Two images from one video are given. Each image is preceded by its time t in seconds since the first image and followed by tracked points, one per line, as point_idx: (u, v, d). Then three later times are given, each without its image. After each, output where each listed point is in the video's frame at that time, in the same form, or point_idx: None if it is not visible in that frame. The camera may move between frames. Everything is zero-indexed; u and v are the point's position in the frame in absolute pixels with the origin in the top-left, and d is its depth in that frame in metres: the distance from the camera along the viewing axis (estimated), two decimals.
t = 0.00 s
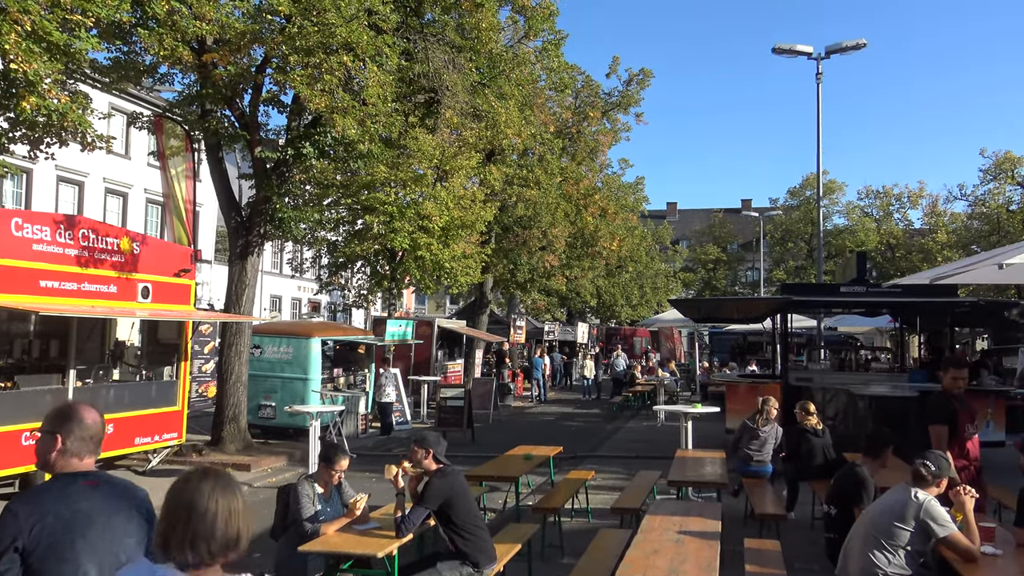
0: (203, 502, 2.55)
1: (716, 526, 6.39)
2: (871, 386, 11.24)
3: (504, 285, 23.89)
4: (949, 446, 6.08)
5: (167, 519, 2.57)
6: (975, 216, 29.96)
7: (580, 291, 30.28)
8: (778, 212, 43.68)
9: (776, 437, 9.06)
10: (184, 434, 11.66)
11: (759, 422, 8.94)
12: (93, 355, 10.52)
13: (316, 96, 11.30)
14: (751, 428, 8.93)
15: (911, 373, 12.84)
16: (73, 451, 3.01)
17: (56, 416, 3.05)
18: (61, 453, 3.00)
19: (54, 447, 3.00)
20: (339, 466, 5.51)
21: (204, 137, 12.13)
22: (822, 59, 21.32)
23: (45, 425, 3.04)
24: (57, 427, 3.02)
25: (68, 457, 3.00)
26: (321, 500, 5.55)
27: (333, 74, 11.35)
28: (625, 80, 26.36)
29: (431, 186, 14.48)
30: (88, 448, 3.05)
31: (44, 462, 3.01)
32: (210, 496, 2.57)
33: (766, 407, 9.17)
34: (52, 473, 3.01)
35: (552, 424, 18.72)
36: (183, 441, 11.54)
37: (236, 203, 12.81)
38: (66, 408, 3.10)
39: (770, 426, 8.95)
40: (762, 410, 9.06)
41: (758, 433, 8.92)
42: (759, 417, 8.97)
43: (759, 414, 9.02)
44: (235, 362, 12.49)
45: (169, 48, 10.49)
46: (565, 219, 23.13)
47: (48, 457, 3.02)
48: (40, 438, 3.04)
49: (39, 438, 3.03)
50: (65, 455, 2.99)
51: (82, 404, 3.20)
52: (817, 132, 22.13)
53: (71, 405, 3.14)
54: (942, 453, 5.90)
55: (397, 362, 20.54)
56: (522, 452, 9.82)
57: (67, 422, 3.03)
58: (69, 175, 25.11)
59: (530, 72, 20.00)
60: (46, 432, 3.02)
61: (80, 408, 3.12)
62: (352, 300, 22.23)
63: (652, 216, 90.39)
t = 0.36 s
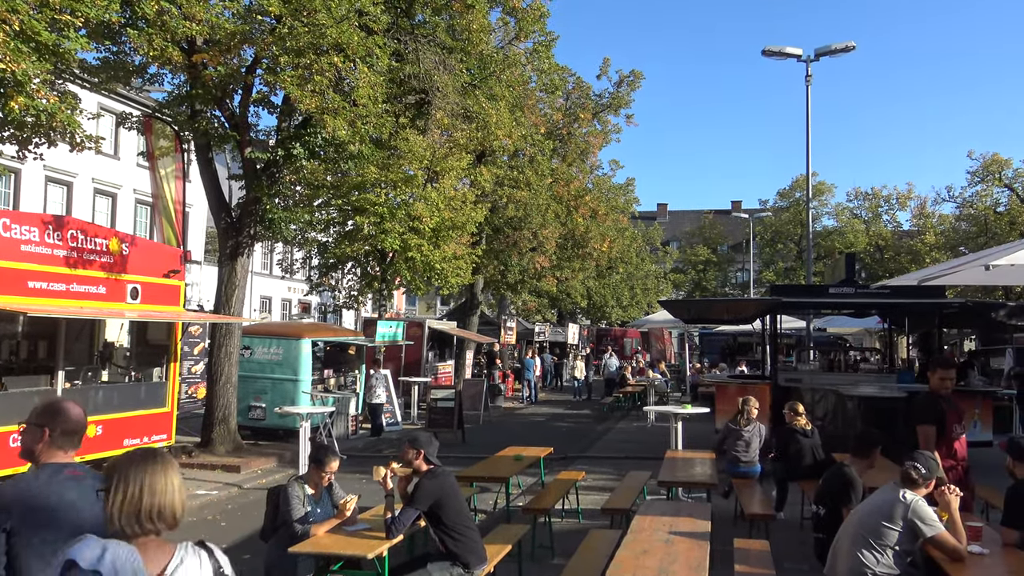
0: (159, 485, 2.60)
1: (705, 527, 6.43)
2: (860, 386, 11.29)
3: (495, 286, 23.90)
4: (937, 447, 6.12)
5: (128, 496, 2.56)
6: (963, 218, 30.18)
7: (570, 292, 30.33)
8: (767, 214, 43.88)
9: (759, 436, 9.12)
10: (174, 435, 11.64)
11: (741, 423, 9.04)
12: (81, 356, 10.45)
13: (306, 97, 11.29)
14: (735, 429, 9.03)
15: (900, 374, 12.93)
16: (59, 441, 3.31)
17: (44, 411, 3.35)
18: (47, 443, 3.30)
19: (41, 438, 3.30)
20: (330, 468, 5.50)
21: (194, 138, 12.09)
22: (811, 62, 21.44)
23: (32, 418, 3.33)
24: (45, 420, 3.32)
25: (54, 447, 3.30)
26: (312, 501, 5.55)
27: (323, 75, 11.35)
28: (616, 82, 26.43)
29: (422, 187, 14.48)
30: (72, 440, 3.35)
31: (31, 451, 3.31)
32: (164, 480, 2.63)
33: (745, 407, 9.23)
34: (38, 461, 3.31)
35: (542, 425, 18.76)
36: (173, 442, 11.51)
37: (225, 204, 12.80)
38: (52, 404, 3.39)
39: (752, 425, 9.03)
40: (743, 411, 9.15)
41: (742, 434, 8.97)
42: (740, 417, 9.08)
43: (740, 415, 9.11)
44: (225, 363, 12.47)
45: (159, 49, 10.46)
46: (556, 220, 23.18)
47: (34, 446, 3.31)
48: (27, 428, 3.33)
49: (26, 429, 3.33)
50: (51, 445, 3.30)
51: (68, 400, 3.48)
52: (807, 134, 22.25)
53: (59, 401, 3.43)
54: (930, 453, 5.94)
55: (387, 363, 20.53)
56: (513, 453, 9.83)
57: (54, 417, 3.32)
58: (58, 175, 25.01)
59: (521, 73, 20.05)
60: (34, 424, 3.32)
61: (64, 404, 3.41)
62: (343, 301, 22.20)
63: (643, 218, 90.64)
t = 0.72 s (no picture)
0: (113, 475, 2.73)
1: (699, 527, 6.45)
2: (853, 387, 11.32)
3: (489, 288, 23.92)
4: (930, 447, 6.15)
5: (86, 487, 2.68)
6: (956, 218, 30.31)
7: (565, 294, 30.38)
8: (761, 215, 44.01)
9: (751, 436, 9.15)
10: (168, 438, 11.62)
11: (732, 423, 9.07)
12: (75, 358, 10.36)
13: (300, 99, 11.29)
14: (726, 430, 9.05)
15: (894, 374, 12.98)
16: (33, 441, 3.47)
17: (17, 415, 3.52)
18: (19, 443, 3.44)
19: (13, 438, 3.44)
20: (324, 470, 5.49)
21: (188, 139, 12.06)
22: (804, 63, 21.52)
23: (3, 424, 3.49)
24: (18, 422, 3.48)
25: (26, 447, 3.45)
26: (307, 503, 5.53)
27: (317, 77, 11.34)
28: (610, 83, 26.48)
29: (416, 189, 14.47)
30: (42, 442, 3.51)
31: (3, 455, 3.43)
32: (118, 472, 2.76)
33: (736, 408, 9.25)
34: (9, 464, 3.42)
35: (537, 427, 18.78)
36: (167, 445, 11.48)
37: (220, 206, 12.79)
38: (24, 410, 3.57)
39: (743, 426, 9.05)
40: (734, 411, 9.18)
41: (732, 435, 9.00)
42: (730, 418, 9.12)
43: (731, 416, 9.14)
44: (219, 365, 12.45)
45: (153, 51, 10.45)
46: (550, 221, 23.20)
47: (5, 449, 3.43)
48: None
49: None
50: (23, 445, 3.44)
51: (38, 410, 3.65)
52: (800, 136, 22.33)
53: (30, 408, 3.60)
54: (923, 454, 5.97)
55: (382, 365, 20.51)
56: (507, 454, 9.83)
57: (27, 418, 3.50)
58: (51, 177, 24.96)
59: (515, 75, 20.09)
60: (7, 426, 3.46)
61: (35, 410, 3.60)
62: (337, 302, 22.18)
63: (637, 219, 90.94)
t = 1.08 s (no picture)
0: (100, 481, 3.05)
1: (691, 528, 6.48)
2: (845, 387, 11.37)
3: (482, 289, 23.92)
4: (921, 447, 6.20)
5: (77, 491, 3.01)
6: (947, 219, 30.47)
7: (558, 295, 30.39)
8: (753, 216, 44.15)
9: (743, 436, 9.18)
10: (160, 439, 11.60)
11: (724, 423, 9.11)
12: (66, 360, 10.32)
13: (292, 100, 11.30)
14: (718, 430, 9.09)
15: (885, 374, 13.06)
16: None
17: None
18: None
19: None
20: (317, 471, 5.50)
21: (180, 141, 12.02)
22: (796, 65, 21.61)
23: None
24: None
25: None
26: (300, 505, 5.54)
27: (310, 78, 11.35)
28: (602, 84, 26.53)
29: (409, 189, 14.46)
30: None
31: None
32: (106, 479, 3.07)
33: (728, 408, 9.29)
34: None
35: (530, 427, 18.79)
36: (159, 446, 11.46)
37: (212, 207, 12.77)
38: None
39: (735, 426, 9.09)
40: (726, 412, 9.21)
41: (725, 435, 9.03)
42: (723, 419, 9.15)
43: (723, 417, 9.18)
44: (212, 367, 12.42)
45: (145, 51, 10.42)
46: (543, 222, 23.21)
47: None
48: None
49: None
50: None
51: None
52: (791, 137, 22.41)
53: None
54: (914, 453, 6.01)
55: (375, 366, 20.50)
56: (500, 455, 9.84)
57: None
58: (43, 178, 24.87)
59: (508, 76, 20.14)
60: None
61: None
62: (330, 303, 22.15)
63: (630, 221, 91.24)
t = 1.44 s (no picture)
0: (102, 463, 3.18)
1: (684, 528, 6.50)
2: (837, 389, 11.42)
3: (475, 290, 23.93)
4: (913, 448, 6.22)
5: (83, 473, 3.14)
6: (939, 221, 30.64)
7: (551, 296, 30.39)
8: (746, 218, 44.28)
9: (736, 438, 9.19)
10: (152, 441, 11.55)
11: (717, 425, 9.12)
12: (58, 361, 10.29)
13: (286, 101, 11.30)
14: (712, 431, 9.09)
15: (876, 375, 13.16)
16: None
17: None
18: None
19: None
20: (309, 473, 5.50)
21: (172, 142, 11.97)
22: (788, 67, 21.69)
23: None
24: None
25: None
26: (293, 507, 5.52)
27: (303, 79, 11.35)
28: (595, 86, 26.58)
29: (402, 191, 14.47)
30: None
31: None
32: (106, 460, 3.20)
33: (722, 410, 9.29)
34: None
35: (523, 429, 18.81)
36: (151, 448, 11.43)
37: (204, 208, 12.74)
38: None
39: (730, 428, 9.10)
40: (720, 414, 9.22)
41: (719, 436, 9.04)
42: (716, 420, 9.16)
43: (717, 418, 9.19)
44: (204, 369, 12.38)
45: (137, 52, 10.38)
46: (536, 223, 23.23)
47: None
48: None
49: None
50: None
51: None
52: (783, 139, 22.49)
53: None
54: (906, 454, 6.03)
55: (368, 367, 20.48)
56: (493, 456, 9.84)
57: None
58: (34, 179, 24.77)
59: (501, 77, 20.17)
60: None
61: None
62: (322, 305, 22.11)
63: (623, 222, 91.46)
